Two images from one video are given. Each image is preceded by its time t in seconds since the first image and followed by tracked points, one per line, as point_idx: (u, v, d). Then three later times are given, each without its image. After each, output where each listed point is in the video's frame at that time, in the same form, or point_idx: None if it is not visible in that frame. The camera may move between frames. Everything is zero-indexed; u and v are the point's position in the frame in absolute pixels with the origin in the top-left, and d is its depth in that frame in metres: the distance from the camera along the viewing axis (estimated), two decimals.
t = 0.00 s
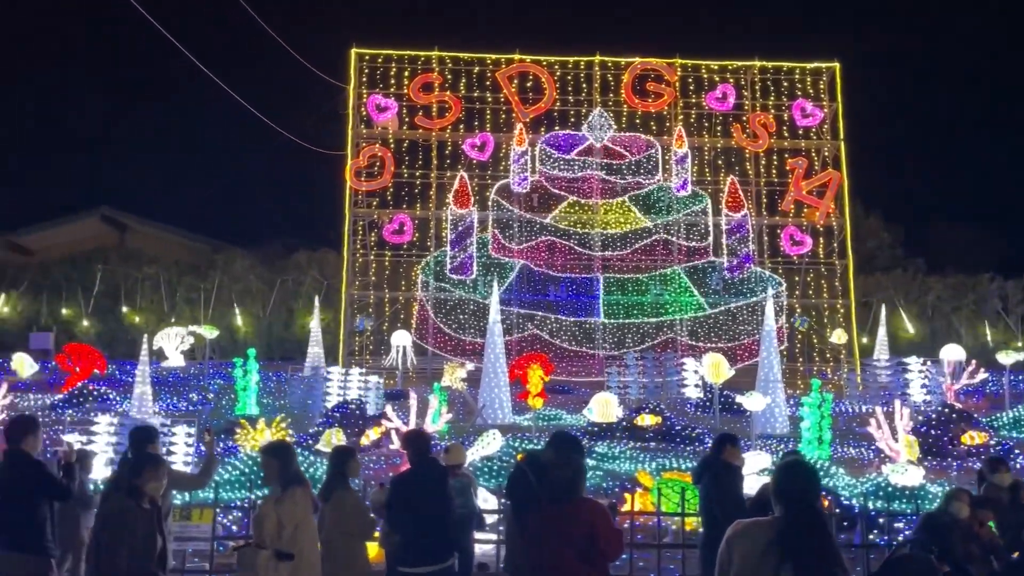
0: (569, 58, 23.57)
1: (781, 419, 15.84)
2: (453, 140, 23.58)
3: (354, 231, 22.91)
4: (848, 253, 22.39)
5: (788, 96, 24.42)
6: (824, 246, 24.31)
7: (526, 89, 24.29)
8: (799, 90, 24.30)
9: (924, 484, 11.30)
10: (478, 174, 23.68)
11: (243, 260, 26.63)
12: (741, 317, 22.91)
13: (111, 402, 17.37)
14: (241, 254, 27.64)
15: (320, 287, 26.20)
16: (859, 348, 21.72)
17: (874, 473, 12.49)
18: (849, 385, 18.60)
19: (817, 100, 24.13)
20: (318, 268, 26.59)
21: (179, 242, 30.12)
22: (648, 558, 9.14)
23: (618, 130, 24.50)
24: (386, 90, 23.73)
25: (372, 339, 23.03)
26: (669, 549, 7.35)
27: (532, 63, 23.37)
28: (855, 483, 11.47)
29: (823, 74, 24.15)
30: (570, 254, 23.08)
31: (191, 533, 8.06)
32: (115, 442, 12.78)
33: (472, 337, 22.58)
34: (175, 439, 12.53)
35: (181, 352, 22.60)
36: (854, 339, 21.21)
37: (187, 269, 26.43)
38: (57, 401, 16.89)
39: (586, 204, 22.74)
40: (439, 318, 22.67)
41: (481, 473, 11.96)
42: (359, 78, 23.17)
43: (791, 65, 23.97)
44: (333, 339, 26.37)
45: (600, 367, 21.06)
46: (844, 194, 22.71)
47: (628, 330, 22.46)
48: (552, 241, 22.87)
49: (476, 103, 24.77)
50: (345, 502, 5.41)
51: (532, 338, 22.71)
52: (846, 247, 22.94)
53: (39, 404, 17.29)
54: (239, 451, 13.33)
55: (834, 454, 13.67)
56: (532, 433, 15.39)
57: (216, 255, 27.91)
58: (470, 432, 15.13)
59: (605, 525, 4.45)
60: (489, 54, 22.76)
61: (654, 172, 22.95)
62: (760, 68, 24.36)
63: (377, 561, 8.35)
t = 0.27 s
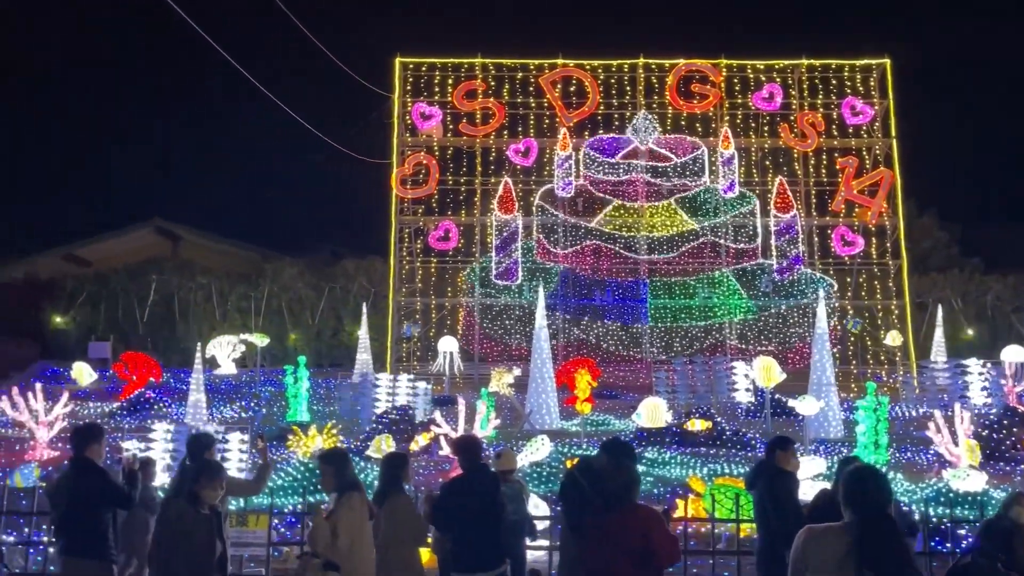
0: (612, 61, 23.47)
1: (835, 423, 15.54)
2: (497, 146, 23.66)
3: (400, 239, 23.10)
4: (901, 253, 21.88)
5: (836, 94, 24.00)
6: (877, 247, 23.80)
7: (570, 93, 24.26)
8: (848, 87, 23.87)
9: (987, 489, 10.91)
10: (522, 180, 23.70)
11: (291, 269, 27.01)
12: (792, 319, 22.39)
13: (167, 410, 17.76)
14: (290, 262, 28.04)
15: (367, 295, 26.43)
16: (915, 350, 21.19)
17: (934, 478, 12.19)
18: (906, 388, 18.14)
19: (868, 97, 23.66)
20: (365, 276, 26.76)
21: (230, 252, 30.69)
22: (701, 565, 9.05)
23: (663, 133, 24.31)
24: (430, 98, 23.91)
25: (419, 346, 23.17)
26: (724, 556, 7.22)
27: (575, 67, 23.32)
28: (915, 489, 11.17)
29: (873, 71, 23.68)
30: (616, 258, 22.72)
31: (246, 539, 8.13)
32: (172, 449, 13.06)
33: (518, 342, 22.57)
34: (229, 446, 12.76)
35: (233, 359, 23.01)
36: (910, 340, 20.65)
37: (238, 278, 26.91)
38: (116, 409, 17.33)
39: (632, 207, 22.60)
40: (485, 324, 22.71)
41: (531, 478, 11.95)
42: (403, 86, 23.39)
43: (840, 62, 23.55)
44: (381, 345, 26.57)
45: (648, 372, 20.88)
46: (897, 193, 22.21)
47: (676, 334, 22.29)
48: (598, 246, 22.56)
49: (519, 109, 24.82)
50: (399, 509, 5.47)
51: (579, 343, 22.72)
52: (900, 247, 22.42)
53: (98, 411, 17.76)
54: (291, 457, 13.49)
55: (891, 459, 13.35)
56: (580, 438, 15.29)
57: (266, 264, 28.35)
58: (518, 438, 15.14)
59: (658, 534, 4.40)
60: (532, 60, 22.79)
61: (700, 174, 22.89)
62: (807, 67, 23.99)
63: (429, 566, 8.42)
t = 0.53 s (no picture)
0: (652, 63, 23.35)
1: (885, 427, 15.20)
2: (537, 151, 23.67)
3: (441, 245, 23.23)
4: (952, 251, 21.37)
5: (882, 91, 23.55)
6: (927, 245, 23.28)
7: (609, 96, 24.19)
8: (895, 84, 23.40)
9: None
10: (562, 184, 23.67)
11: (335, 276, 27.31)
12: (839, 321, 22.20)
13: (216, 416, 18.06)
14: (333, 270, 28.35)
15: (410, 301, 26.59)
16: (968, 351, 20.68)
17: (991, 483, 11.87)
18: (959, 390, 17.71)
19: (915, 93, 23.17)
20: (407, 282, 26.89)
21: (274, 261, 31.16)
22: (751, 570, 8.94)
23: (704, 134, 24.09)
24: (469, 105, 24.00)
25: (461, 351, 23.26)
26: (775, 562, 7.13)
27: (614, 70, 23.23)
28: (970, 493, 10.90)
29: (920, 66, 23.18)
30: (658, 261, 22.78)
31: (296, 545, 8.11)
32: (222, 455, 13.26)
33: (560, 347, 22.55)
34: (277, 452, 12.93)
35: (279, 366, 23.32)
36: (962, 341, 20.12)
37: (283, 286, 27.29)
38: (166, 416, 17.68)
39: (673, 210, 22.42)
40: (526, 329, 22.72)
41: (576, 484, 11.90)
42: (442, 94, 23.54)
43: (886, 59, 23.11)
44: (423, 351, 26.72)
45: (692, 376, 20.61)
46: (947, 190, 21.70)
47: (719, 337, 22.30)
48: (640, 249, 22.63)
49: (559, 113, 24.80)
50: (450, 513, 5.53)
51: (621, 347, 22.61)
52: (950, 246, 21.91)
53: (149, 418, 18.13)
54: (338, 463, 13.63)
55: (945, 464, 13.04)
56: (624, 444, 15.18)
57: (309, 272, 28.70)
58: (562, 443, 15.08)
59: (707, 537, 4.34)
60: (570, 64, 22.76)
61: (743, 175, 22.45)
62: (851, 63, 23.58)
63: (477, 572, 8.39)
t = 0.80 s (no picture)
0: (691, 66, 23.16)
1: (937, 431, 14.92)
2: (575, 157, 23.63)
3: (481, 252, 23.28)
4: (1004, 250, 20.81)
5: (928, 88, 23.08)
6: (977, 245, 22.72)
7: (648, 100, 24.06)
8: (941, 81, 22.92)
9: None
10: (601, 189, 23.57)
11: (376, 284, 27.51)
12: (886, 323, 21.81)
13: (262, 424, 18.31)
14: (374, 277, 28.53)
15: (450, 309, 26.64)
16: (1023, 353, 20.11)
17: None
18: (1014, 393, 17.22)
19: (963, 90, 22.66)
20: (447, 289, 26.95)
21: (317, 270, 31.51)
22: None
23: (745, 136, 23.82)
24: (507, 112, 24.05)
25: (502, 358, 23.27)
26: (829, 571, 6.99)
27: (652, 74, 23.09)
28: None
29: (967, 62, 22.67)
30: (700, 265, 22.45)
31: (344, 553, 8.11)
32: (269, 462, 13.44)
33: (602, 352, 22.44)
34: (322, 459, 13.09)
35: (323, 374, 23.56)
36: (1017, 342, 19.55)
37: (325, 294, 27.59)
38: (214, 424, 17.97)
39: (714, 213, 22.18)
40: (567, 335, 22.68)
41: (622, 491, 11.83)
42: (480, 101, 23.62)
43: (931, 55, 22.64)
44: (465, 357, 26.77)
45: (737, 380, 20.39)
46: (997, 188, 21.15)
47: (764, 341, 22.00)
48: (681, 252, 22.45)
49: (597, 118, 24.73)
50: (498, 522, 5.58)
51: (664, 352, 22.41)
52: (1002, 245, 21.35)
53: (197, 426, 18.43)
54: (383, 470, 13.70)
55: (1001, 470, 12.66)
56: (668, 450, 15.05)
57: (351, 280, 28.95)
58: (605, 449, 14.98)
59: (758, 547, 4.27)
60: (608, 69, 22.69)
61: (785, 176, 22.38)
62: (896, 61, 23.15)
63: None
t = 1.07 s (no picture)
0: (728, 67, 22.97)
1: (990, 435, 14.54)
2: (613, 160, 23.58)
3: (519, 258, 23.31)
4: None
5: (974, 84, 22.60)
6: None
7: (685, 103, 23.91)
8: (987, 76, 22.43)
9: None
10: (639, 193, 23.46)
11: (415, 290, 27.68)
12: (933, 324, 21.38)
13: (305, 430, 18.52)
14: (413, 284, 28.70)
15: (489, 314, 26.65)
16: None
17: None
18: None
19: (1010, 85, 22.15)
20: (485, 295, 26.98)
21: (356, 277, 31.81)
22: None
23: (785, 136, 23.54)
24: (544, 117, 24.06)
25: (541, 363, 23.25)
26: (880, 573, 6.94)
27: (689, 76, 22.94)
28: None
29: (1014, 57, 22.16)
30: (741, 267, 22.33)
31: (389, 559, 8.07)
32: (312, 469, 13.57)
33: (641, 357, 22.30)
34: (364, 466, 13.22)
35: (363, 381, 23.76)
36: None
37: (365, 301, 27.83)
38: (258, 430, 18.24)
39: (754, 215, 21.94)
40: (606, 339, 22.57)
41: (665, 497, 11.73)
42: (517, 107, 23.69)
43: (977, 50, 22.17)
44: (504, 363, 26.79)
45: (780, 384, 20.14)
46: None
47: (808, 344, 21.69)
48: (721, 255, 22.15)
49: (634, 121, 24.63)
50: (543, 529, 5.63)
51: (705, 356, 22.22)
52: None
53: (242, 433, 18.72)
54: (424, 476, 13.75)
55: None
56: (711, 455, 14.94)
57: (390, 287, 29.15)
58: (647, 454, 14.90)
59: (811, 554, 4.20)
60: (645, 72, 22.61)
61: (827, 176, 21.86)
62: (940, 58, 22.72)
63: None
